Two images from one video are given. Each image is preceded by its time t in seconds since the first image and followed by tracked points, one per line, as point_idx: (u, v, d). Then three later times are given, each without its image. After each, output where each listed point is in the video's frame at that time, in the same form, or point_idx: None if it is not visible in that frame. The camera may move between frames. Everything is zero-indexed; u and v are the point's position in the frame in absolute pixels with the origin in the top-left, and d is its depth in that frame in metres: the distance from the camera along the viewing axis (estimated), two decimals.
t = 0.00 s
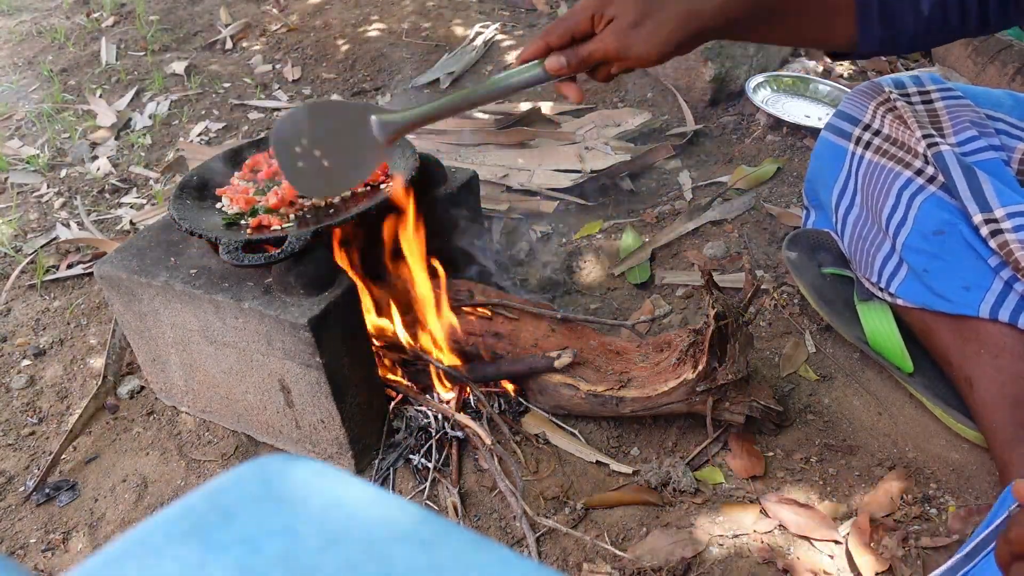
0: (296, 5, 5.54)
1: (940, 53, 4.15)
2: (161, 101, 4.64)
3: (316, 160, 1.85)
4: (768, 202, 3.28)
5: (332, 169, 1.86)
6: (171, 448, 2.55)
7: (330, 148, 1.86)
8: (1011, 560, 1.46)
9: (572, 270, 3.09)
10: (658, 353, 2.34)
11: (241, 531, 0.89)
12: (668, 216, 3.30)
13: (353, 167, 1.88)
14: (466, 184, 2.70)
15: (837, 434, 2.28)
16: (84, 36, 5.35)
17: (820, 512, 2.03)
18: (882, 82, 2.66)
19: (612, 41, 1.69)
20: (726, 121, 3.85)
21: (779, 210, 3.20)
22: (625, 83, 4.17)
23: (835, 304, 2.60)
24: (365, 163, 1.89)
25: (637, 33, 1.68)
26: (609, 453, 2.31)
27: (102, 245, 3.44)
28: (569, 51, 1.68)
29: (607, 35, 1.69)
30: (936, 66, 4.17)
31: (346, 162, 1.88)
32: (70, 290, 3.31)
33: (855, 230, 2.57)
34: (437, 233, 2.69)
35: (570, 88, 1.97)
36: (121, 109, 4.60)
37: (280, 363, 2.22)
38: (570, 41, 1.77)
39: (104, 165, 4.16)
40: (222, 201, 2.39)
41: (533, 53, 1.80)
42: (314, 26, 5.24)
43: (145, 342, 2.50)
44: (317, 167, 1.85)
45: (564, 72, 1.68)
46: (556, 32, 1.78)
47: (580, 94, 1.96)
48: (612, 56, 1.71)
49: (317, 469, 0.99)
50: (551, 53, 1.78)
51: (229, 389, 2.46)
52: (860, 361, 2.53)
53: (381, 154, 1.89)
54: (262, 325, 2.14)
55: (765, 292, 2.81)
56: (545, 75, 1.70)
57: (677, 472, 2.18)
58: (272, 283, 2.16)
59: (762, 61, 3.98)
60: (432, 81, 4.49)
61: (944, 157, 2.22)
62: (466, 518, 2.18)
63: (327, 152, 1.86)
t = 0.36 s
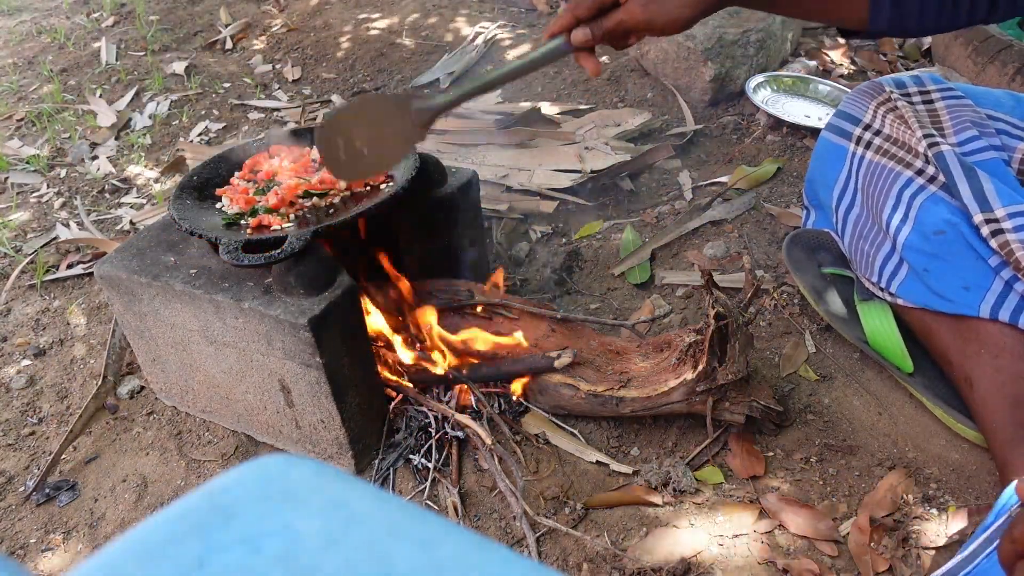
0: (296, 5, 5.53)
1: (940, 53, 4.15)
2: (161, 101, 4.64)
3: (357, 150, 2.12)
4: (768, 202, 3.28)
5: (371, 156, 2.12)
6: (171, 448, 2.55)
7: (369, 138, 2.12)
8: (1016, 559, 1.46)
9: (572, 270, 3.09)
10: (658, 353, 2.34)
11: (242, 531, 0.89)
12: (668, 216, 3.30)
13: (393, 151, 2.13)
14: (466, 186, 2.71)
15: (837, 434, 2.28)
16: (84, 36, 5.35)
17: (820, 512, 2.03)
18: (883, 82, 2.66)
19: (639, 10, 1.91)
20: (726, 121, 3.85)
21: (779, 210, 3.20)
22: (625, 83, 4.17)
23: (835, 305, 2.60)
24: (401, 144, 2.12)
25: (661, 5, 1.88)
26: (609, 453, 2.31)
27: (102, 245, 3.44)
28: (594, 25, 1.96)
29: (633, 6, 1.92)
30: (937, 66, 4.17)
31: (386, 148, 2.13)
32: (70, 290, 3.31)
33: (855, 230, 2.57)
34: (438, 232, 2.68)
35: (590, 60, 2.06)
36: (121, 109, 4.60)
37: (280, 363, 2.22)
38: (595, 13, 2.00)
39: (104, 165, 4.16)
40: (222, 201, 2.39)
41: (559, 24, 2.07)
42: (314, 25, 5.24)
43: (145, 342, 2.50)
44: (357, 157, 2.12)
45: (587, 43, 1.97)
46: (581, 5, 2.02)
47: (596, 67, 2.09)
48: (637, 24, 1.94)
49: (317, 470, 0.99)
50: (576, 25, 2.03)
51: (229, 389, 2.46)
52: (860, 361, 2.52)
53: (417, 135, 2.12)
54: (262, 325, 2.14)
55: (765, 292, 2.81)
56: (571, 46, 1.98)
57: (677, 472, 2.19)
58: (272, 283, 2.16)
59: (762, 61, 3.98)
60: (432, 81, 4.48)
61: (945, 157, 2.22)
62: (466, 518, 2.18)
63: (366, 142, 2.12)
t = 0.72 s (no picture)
0: (296, 5, 5.53)
1: (940, 53, 4.15)
2: (161, 101, 4.64)
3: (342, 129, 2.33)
4: (768, 202, 3.28)
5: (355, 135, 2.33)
6: (171, 448, 2.55)
7: (352, 118, 2.32)
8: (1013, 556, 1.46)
9: (572, 271, 3.09)
10: (658, 353, 2.34)
11: (241, 530, 0.89)
12: (668, 216, 3.30)
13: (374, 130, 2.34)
14: (466, 185, 2.71)
15: (837, 434, 2.28)
16: (84, 36, 5.35)
17: (820, 512, 2.03)
18: (883, 82, 2.66)
19: (611, 16, 2.11)
20: (726, 121, 3.85)
21: (779, 210, 3.20)
22: (625, 83, 4.17)
23: (836, 305, 2.60)
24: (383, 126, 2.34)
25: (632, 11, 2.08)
26: (609, 453, 2.31)
27: (102, 245, 3.44)
28: (571, 25, 2.17)
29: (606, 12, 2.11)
30: (936, 65, 4.17)
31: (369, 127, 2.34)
32: (70, 290, 3.31)
33: (855, 230, 2.57)
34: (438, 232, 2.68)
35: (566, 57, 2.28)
36: (121, 109, 4.60)
37: (280, 363, 2.22)
38: (573, 12, 2.19)
39: (104, 165, 4.16)
40: (222, 201, 2.40)
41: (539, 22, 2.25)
42: (313, 25, 5.24)
43: (145, 342, 2.50)
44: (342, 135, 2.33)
45: (564, 42, 2.20)
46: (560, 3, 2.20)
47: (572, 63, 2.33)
48: (609, 29, 2.14)
49: (317, 469, 0.99)
50: (554, 24, 2.22)
51: (229, 389, 2.46)
52: (860, 361, 2.52)
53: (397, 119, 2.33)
54: (262, 325, 2.14)
55: (765, 292, 2.81)
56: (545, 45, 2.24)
57: (677, 472, 2.18)
58: (272, 283, 2.16)
59: (762, 60, 3.98)
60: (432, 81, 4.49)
61: (945, 157, 2.22)
62: (466, 518, 2.18)
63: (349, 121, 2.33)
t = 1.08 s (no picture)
0: (296, 5, 5.53)
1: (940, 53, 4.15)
2: (161, 101, 4.64)
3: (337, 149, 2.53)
4: (768, 202, 3.28)
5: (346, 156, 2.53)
6: (171, 448, 2.55)
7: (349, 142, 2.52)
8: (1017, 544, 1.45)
9: (572, 271, 3.10)
10: (658, 353, 2.34)
11: (241, 530, 0.89)
12: (668, 216, 3.30)
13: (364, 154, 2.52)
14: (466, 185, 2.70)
15: (837, 434, 2.28)
16: (84, 36, 5.35)
17: (820, 512, 2.03)
18: (883, 82, 2.66)
19: None
20: (726, 121, 3.85)
21: (779, 210, 3.20)
22: (625, 83, 4.18)
23: (835, 305, 2.60)
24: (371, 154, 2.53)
25: None
26: (609, 453, 2.32)
27: (102, 245, 3.43)
28: None
29: None
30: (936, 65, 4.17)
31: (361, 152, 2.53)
32: (70, 290, 3.31)
33: (855, 230, 2.57)
34: (437, 232, 2.69)
35: None
36: (121, 109, 4.60)
37: (280, 363, 2.22)
38: None
39: (104, 165, 4.16)
40: (222, 200, 2.39)
41: None
42: (313, 25, 5.24)
43: (145, 342, 2.50)
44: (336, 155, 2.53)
45: None
46: None
47: None
48: None
49: (317, 470, 0.99)
50: None
51: (229, 389, 2.46)
52: (860, 361, 2.52)
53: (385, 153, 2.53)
54: (262, 325, 2.14)
55: (765, 292, 2.81)
56: None
57: (677, 472, 2.18)
58: (272, 283, 2.16)
59: (762, 60, 3.98)
60: (432, 81, 4.49)
61: (944, 157, 2.22)
62: (466, 518, 2.18)
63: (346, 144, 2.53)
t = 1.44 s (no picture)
0: (295, 5, 5.53)
1: (940, 53, 4.15)
2: (160, 101, 4.64)
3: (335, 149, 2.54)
4: (768, 202, 3.27)
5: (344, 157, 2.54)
6: (171, 448, 2.55)
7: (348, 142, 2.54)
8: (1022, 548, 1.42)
9: (572, 271, 3.10)
10: (658, 352, 2.34)
11: (240, 531, 0.89)
12: (668, 216, 3.30)
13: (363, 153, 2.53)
14: (466, 185, 2.70)
15: (837, 434, 2.28)
16: (84, 37, 5.35)
17: (820, 512, 2.03)
18: (884, 82, 2.66)
19: None
20: (726, 121, 3.86)
21: (779, 210, 3.19)
22: (625, 83, 4.18)
23: (835, 305, 2.61)
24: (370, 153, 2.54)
25: None
26: (609, 452, 2.32)
27: (101, 245, 3.43)
28: None
29: None
30: (936, 65, 4.17)
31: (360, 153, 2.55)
32: (70, 290, 3.31)
33: (855, 229, 2.57)
34: (438, 231, 2.69)
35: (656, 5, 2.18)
36: (121, 109, 4.60)
37: (280, 363, 2.22)
38: None
39: (104, 165, 4.16)
40: (222, 200, 2.39)
41: None
42: (313, 26, 5.24)
43: (145, 342, 2.50)
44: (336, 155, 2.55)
45: None
46: None
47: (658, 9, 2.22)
48: None
49: (316, 468, 0.98)
50: None
51: (228, 388, 2.46)
52: (860, 361, 2.52)
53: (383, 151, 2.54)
54: (262, 325, 2.14)
55: (765, 292, 2.81)
56: None
57: (677, 471, 2.18)
58: (272, 283, 2.16)
59: (762, 60, 3.98)
60: (432, 81, 4.49)
61: (946, 157, 2.22)
62: (466, 518, 2.18)
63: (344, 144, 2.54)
